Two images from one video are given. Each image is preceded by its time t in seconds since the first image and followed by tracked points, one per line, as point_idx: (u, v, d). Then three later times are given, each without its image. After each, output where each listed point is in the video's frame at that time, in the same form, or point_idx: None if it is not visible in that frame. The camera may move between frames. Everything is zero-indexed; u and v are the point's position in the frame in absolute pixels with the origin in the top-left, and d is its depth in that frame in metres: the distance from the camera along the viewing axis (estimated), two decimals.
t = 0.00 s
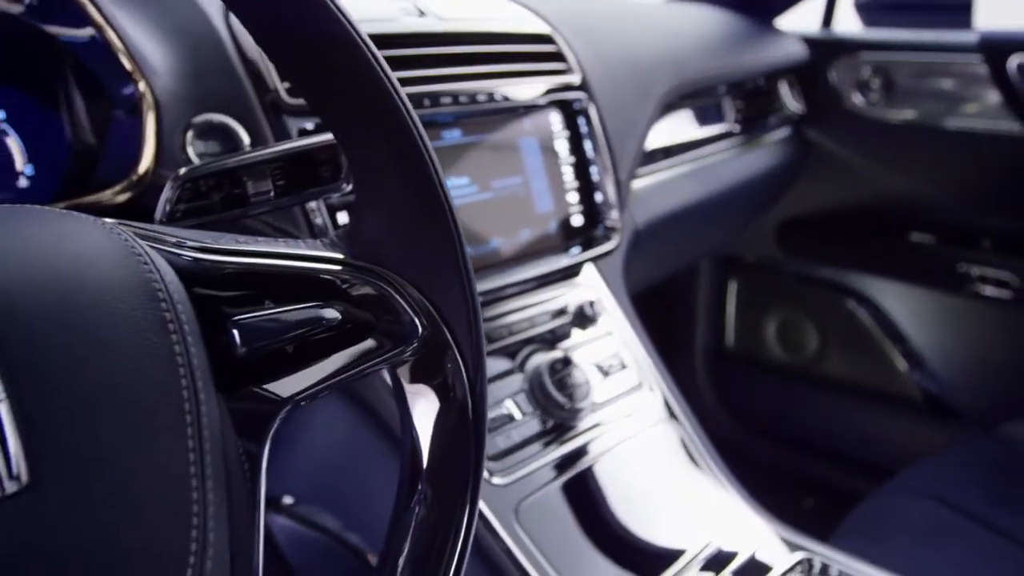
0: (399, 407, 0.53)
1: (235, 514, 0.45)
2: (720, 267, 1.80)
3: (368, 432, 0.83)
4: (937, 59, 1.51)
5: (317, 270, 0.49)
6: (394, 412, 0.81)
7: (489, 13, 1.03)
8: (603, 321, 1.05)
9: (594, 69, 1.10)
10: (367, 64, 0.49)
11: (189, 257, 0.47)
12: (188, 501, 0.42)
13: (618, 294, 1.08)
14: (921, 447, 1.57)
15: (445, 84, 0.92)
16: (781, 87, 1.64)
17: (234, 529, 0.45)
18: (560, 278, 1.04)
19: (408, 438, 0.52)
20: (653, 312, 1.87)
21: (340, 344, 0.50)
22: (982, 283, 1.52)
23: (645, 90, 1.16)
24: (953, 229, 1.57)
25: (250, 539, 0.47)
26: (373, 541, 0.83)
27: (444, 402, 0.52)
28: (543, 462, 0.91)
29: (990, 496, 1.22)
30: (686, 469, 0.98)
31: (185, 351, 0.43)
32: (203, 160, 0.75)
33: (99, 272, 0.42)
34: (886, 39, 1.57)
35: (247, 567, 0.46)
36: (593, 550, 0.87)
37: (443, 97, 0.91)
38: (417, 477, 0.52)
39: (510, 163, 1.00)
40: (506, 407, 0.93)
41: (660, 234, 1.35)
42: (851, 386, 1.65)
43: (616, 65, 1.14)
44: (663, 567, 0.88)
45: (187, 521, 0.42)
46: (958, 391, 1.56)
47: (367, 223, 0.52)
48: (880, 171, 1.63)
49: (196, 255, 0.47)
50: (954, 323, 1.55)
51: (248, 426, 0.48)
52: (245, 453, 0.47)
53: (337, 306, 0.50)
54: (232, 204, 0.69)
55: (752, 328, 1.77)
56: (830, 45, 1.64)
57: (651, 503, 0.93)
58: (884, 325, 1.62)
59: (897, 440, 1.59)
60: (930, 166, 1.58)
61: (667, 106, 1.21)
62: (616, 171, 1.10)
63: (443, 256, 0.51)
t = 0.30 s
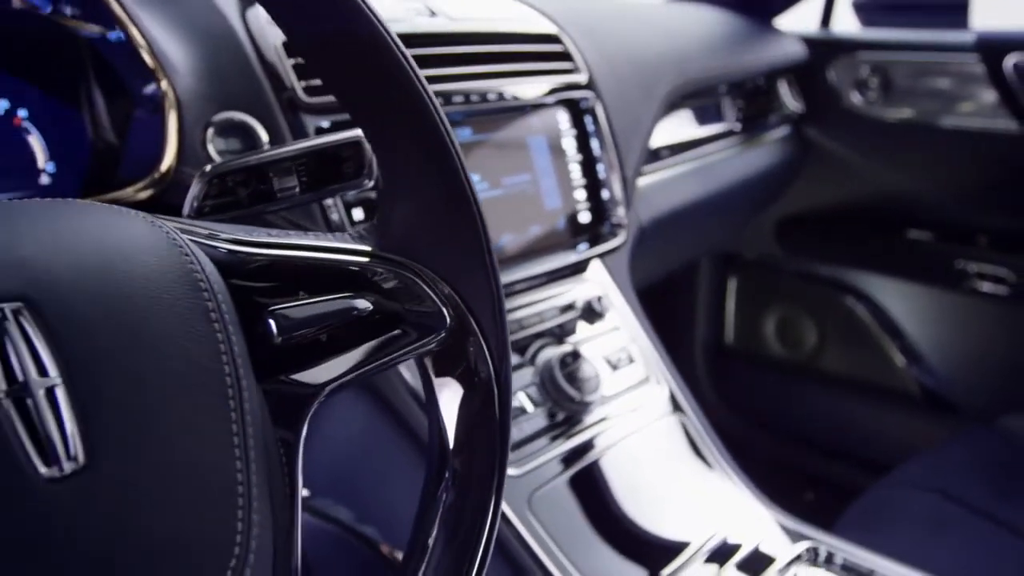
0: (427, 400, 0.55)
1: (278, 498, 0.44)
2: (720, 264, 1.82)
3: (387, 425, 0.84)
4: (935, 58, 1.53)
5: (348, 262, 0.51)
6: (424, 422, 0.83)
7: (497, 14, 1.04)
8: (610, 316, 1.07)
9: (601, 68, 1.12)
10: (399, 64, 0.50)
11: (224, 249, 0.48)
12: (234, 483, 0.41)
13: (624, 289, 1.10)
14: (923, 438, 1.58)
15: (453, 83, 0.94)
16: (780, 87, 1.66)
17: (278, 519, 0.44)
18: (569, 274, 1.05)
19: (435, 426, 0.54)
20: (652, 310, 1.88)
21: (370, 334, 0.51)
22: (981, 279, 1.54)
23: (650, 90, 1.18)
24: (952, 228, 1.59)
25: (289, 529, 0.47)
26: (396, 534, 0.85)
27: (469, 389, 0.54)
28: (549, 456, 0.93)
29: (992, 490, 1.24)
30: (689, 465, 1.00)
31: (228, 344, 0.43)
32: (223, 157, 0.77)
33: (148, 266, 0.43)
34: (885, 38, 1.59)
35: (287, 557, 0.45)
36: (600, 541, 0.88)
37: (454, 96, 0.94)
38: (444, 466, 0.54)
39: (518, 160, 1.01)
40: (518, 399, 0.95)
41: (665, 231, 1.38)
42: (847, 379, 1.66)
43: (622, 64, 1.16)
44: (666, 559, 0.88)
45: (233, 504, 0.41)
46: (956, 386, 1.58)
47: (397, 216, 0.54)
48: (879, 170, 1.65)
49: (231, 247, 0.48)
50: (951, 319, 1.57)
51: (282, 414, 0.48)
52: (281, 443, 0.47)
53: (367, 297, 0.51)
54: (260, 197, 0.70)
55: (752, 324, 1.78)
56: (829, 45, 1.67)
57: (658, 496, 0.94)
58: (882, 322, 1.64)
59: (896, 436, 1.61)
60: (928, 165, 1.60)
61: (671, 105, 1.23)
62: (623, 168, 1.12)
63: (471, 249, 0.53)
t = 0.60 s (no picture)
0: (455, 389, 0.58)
1: (317, 484, 0.46)
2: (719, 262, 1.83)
3: (404, 419, 0.87)
4: (932, 58, 1.55)
5: (377, 254, 0.52)
6: (452, 430, 0.86)
7: (504, 15, 1.06)
8: (618, 311, 1.09)
9: (608, 68, 1.14)
10: (428, 63, 0.52)
11: (259, 241, 0.49)
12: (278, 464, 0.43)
13: (632, 285, 1.12)
14: (918, 435, 1.58)
15: (462, 82, 0.96)
16: (780, 86, 1.68)
17: (316, 501, 0.46)
18: (577, 270, 1.07)
19: (462, 413, 0.57)
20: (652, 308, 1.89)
21: (398, 325, 0.53)
22: (978, 276, 1.55)
23: (656, 89, 1.20)
24: (950, 225, 1.61)
25: (327, 513, 0.49)
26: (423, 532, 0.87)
27: (492, 377, 0.56)
28: (558, 449, 0.95)
29: (991, 484, 1.26)
30: (696, 460, 1.02)
31: (268, 330, 0.45)
32: (245, 155, 0.78)
33: (193, 256, 0.44)
34: (883, 39, 1.61)
35: (326, 537, 0.47)
36: (605, 531, 0.90)
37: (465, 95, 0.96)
38: (471, 455, 0.56)
39: (526, 158, 1.03)
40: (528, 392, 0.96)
41: (667, 229, 1.40)
42: (847, 377, 1.65)
43: (628, 64, 1.18)
44: (673, 551, 0.90)
45: (278, 485, 0.43)
46: (953, 382, 1.58)
47: (424, 209, 0.56)
48: (878, 168, 1.67)
49: (265, 240, 0.50)
50: (950, 314, 1.57)
51: (320, 399, 0.51)
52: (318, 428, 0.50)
53: (399, 288, 0.53)
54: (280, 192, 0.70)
55: (750, 319, 1.78)
56: (829, 45, 1.69)
57: (662, 488, 0.96)
58: (880, 318, 1.64)
59: (897, 431, 1.59)
60: (926, 163, 1.62)
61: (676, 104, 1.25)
62: (629, 166, 1.14)
63: (498, 242, 0.55)
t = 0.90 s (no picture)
0: (482, 379, 0.61)
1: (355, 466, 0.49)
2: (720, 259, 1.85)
3: (421, 412, 0.88)
4: (930, 58, 1.57)
5: (407, 247, 0.54)
6: (477, 434, 0.87)
7: (513, 16, 1.08)
8: (626, 306, 1.10)
9: (615, 67, 1.16)
10: (457, 63, 0.54)
11: (293, 234, 0.51)
12: (322, 447, 0.45)
13: (639, 279, 1.14)
14: (918, 429, 1.60)
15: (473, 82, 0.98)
16: (780, 86, 1.71)
17: (356, 484, 0.48)
18: (586, 266, 1.09)
19: (490, 401, 0.59)
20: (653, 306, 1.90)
21: (426, 314, 0.55)
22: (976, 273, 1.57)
23: (662, 88, 1.22)
24: (948, 223, 1.63)
25: (365, 499, 0.50)
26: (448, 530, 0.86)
27: (515, 364, 0.58)
28: (567, 442, 0.96)
29: (990, 476, 1.28)
30: (703, 454, 1.03)
31: (309, 314, 0.47)
32: (268, 153, 0.80)
33: (237, 247, 0.46)
34: (882, 39, 1.64)
35: (366, 520, 0.49)
36: (613, 523, 0.92)
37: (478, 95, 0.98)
38: (498, 444, 0.58)
39: (536, 156, 1.05)
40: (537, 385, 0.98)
41: (670, 227, 1.43)
42: (845, 371, 1.68)
43: (634, 64, 1.20)
44: (681, 542, 0.92)
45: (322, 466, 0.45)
46: (951, 378, 1.61)
47: (452, 200, 0.57)
48: (877, 167, 1.70)
49: (298, 232, 0.51)
50: (947, 311, 1.60)
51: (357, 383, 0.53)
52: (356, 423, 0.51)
53: (429, 279, 0.55)
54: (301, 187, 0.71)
55: (750, 316, 1.80)
56: (829, 45, 1.71)
57: (670, 481, 0.98)
58: (880, 316, 1.66)
59: (896, 427, 1.61)
60: (924, 161, 1.65)
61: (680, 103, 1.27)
62: (636, 164, 1.16)
63: (522, 234, 0.56)
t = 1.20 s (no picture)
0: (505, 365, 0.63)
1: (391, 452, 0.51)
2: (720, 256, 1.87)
3: (439, 409, 0.90)
4: (928, 57, 1.60)
5: (433, 241, 0.56)
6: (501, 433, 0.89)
7: (523, 16, 1.10)
8: (633, 301, 1.12)
9: (621, 67, 1.19)
10: (485, 65, 0.55)
11: (327, 226, 0.53)
12: (362, 431, 0.47)
13: (644, 273, 1.16)
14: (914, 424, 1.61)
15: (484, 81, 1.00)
16: (780, 85, 1.73)
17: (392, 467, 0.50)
18: (595, 261, 1.11)
19: (513, 391, 0.61)
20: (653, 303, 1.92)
21: (456, 304, 0.57)
22: (973, 270, 1.59)
23: (667, 86, 1.25)
24: (945, 220, 1.66)
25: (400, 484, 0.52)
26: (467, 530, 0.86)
27: (537, 353, 0.61)
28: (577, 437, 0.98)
29: (988, 466, 1.30)
30: (710, 447, 1.05)
31: (346, 301, 0.49)
32: (287, 149, 0.82)
33: (281, 238, 0.47)
34: (880, 38, 1.66)
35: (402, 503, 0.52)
36: (621, 515, 0.94)
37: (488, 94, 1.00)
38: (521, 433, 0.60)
39: (547, 153, 1.06)
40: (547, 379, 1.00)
41: (673, 225, 1.45)
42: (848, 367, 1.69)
43: (640, 63, 1.22)
44: (688, 531, 0.94)
45: (363, 449, 0.47)
46: (948, 373, 1.63)
47: (477, 195, 0.59)
48: (875, 165, 1.72)
49: (331, 225, 0.53)
50: (944, 307, 1.62)
51: (391, 369, 0.54)
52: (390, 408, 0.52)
53: (458, 271, 0.57)
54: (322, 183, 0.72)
55: (751, 312, 1.82)
56: (828, 45, 1.73)
57: (677, 472, 1.00)
58: (878, 312, 1.68)
59: (894, 421, 1.62)
60: (921, 160, 1.67)
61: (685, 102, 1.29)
62: (643, 162, 1.19)
63: (546, 225, 0.59)
